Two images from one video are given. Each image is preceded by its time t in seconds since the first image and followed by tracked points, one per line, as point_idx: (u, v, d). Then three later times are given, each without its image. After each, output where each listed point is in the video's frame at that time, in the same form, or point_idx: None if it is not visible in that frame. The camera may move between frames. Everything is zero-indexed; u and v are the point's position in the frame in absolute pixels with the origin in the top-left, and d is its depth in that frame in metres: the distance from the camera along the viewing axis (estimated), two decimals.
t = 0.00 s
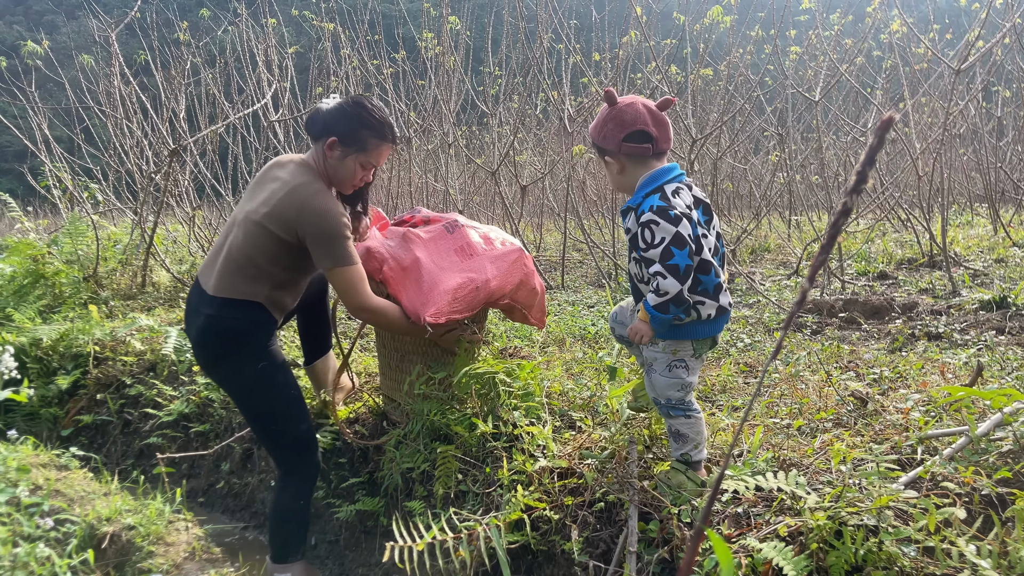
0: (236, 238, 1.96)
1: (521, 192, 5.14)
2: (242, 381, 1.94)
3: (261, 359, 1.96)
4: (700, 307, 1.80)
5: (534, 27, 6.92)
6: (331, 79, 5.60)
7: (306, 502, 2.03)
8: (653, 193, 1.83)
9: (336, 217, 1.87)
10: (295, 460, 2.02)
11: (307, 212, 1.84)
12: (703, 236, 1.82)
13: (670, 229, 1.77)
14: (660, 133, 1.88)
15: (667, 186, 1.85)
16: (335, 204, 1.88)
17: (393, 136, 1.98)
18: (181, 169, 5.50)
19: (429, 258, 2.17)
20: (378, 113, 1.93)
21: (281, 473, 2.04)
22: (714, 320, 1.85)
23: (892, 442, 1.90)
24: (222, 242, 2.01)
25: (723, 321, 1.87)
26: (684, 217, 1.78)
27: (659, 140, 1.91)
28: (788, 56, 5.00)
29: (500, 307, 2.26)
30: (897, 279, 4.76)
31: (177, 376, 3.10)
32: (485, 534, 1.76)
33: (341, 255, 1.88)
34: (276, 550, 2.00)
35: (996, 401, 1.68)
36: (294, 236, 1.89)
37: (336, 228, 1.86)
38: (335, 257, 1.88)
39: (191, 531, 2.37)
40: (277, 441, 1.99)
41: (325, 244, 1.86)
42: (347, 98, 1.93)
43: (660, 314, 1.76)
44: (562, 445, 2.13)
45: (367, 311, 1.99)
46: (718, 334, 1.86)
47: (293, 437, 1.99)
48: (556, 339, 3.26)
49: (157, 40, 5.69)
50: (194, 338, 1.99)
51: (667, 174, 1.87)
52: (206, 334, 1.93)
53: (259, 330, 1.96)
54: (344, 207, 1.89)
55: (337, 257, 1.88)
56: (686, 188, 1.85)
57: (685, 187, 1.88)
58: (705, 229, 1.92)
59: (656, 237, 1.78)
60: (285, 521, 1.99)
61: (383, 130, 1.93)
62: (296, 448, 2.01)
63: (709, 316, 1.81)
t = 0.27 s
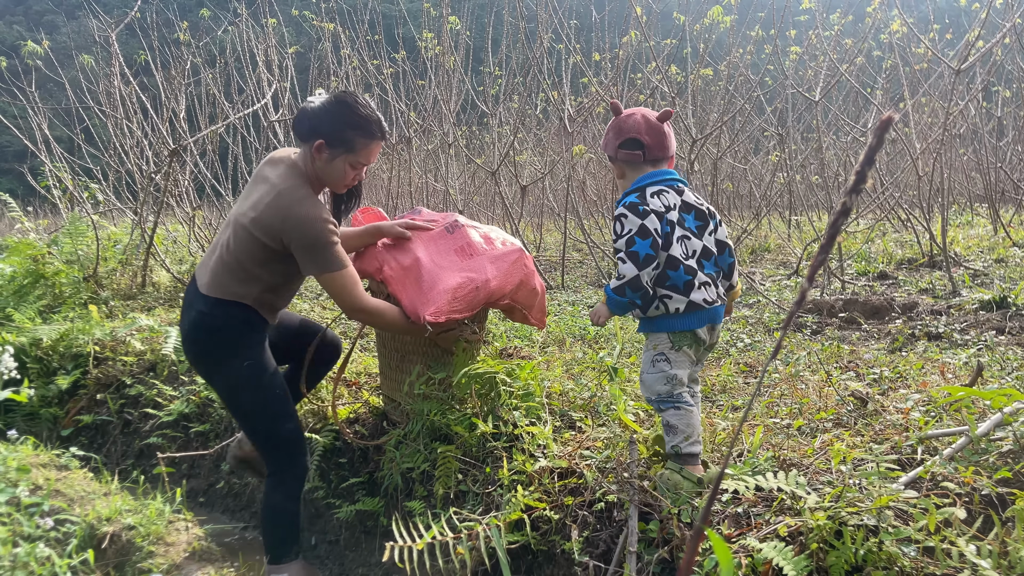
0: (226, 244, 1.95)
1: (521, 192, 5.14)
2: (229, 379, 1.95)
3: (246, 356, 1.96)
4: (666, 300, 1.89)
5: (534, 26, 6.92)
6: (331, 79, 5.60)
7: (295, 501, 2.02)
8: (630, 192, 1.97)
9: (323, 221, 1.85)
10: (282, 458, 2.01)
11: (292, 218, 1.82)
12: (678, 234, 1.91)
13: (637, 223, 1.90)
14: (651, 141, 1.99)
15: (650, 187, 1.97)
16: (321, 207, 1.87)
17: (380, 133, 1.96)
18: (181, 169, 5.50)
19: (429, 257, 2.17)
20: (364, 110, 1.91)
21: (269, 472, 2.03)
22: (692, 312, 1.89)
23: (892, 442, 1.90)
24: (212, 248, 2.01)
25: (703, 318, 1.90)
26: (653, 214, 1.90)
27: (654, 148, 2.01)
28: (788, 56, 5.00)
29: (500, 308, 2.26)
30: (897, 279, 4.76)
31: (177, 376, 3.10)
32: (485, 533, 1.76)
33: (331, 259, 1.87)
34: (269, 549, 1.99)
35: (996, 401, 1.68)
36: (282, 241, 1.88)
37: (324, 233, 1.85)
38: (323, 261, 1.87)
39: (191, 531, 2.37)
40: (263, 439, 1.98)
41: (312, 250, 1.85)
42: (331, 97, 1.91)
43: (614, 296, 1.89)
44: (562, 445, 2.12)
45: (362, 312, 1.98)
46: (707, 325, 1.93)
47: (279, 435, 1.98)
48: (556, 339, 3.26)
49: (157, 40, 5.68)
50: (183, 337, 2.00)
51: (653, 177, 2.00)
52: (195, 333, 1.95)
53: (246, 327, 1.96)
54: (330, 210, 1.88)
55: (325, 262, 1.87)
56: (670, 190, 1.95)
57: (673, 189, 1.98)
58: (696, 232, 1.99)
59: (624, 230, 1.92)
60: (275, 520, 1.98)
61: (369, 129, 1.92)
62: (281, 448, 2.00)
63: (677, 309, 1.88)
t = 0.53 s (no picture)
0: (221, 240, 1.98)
1: (521, 192, 5.14)
2: (209, 375, 1.94)
3: (224, 354, 1.94)
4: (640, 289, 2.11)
5: (534, 26, 6.92)
6: (331, 80, 5.60)
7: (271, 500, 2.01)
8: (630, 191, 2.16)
9: (298, 219, 1.82)
10: (260, 458, 1.99)
11: (268, 214, 1.81)
12: (661, 231, 2.07)
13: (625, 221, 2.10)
14: (657, 144, 2.12)
15: (649, 187, 2.13)
16: (298, 206, 1.83)
17: (367, 134, 1.91)
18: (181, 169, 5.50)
19: (429, 255, 2.17)
20: (351, 112, 1.88)
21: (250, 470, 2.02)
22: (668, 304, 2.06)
23: (892, 442, 1.90)
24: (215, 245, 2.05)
25: (680, 308, 2.05)
26: (641, 213, 2.09)
27: (662, 150, 2.13)
28: (788, 57, 4.99)
29: (500, 307, 2.25)
30: (897, 279, 4.76)
31: (177, 376, 3.10)
32: (485, 533, 1.75)
33: (299, 258, 1.80)
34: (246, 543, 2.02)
35: (996, 401, 1.68)
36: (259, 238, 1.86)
37: (295, 231, 1.80)
38: (290, 257, 1.80)
39: (191, 531, 2.37)
40: (240, 439, 1.96)
41: (281, 246, 1.80)
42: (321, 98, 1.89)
43: (588, 280, 2.11)
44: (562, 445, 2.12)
45: (329, 315, 1.87)
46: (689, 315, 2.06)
47: (256, 435, 1.96)
48: (557, 339, 3.26)
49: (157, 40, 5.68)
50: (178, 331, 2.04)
51: (655, 177, 2.14)
52: (182, 328, 1.97)
53: (225, 326, 1.95)
54: (306, 209, 1.84)
55: (293, 259, 1.81)
56: (665, 189, 2.09)
57: (672, 187, 2.10)
58: (691, 228, 2.07)
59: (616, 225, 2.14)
60: (252, 515, 2.00)
61: (354, 129, 1.87)
62: (259, 448, 1.98)
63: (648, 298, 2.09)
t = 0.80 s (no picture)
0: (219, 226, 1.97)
1: (521, 192, 5.14)
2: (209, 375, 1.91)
3: (217, 352, 1.88)
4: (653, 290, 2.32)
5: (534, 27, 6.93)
6: (331, 79, 5.60)
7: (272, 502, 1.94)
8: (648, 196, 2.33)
9: (226, 189, 1.68)
10: (256, 459, 1.91)
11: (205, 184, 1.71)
12: (676, 238, 2.26)
13: (643, 222, 2.29)
14: (674, 158, 2.31)
15: (666, 195, 2.31)
16: (231, 178, 1.70)
17: (323, 111, 1.74)
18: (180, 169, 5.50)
19: (429, 254, 2.17)
20: (308, 86, 1.73)
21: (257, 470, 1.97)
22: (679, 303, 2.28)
23: (892, 442, 1.90)
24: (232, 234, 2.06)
25: (683, 311, 2.27)
26: (658, 218, 2.28)
27: (681, 164, 2.32)
28: (788, 57, 4.99)
29: (501, 307, 2.25)
30: (897, 279, 4.76)
31: (177, 376, 3.10)
32: (485, 533, 1.76)
33: (212, 226, 1.64)
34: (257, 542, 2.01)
35: (996, 401, 1.69)
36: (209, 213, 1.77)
37: (223, 197, 1.66)
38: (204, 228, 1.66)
39: (190, 531, 2.37)
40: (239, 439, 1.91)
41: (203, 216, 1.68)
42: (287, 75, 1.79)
43: (615, 278, 2.22)
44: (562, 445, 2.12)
45: (229, 297, 1.67)
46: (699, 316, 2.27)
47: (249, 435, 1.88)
48: (557, 339, 3.26)
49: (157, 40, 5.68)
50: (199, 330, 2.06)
51: (673, 186, 2.31)
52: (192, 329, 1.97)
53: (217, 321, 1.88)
54: (238, 183, 1.70)
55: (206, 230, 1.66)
56: (682, 200, 2.27)
57: (688, 198, 2.29)
58: (702, 237, 2.27)
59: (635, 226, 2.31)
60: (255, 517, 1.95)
61: (310, 106, 1.72)
62: (255, 448, 1.89)
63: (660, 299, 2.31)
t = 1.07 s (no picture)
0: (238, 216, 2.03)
1: (521, 192, 5.14)
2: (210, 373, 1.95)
3: (208, 352, 1.90)
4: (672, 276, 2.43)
5: (534, 26, 6.93)
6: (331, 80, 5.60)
7: (259, 507, 1.90)
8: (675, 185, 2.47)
9: (197, 179, 1.71)
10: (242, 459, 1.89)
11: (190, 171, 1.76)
12: (694, 226, 2.37)
13: (665, 204, 2.41)
14: (710, 155, 2.45)
15: (692, 186, 2.44)
16: (207, 167, 1.72)
17: (300, 101, 1.72)
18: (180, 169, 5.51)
19: (429, 254, 2.16)
20: (285, 76, 1.72)
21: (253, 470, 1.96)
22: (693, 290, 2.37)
23: (892, 442, 1.89)
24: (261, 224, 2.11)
25: (697, 296, 2.36)
26: (679, 204, 2.40)
27: (715, 160, 2.46)
28: (788, 57, 4.99)
29: (501, 307, 2.25)
30: (897, 279, 4.76)
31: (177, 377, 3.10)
32: (485, 533, 1.76)
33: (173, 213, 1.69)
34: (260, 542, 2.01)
35: (996, 401, 1.69)
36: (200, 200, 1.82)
37: (195, 185, 1.69)
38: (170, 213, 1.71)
39: (190, 531, 2.37)
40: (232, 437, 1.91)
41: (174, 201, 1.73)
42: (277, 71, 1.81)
43: (625, 239, 2.37)
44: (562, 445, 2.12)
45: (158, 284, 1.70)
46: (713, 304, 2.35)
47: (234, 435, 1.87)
48: (557, 339, 3.26)
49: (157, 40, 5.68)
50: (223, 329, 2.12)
51: (701, 179, 2.44)
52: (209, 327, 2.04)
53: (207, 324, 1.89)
54: (211, 173, 1.71)
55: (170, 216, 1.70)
56: (704, 192, 2.39)
57: (711, 192, 2.40)
58: (720, 229, 2.38)
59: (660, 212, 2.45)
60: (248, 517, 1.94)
61: (290, 99, 1.71)
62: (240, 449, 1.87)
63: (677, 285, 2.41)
